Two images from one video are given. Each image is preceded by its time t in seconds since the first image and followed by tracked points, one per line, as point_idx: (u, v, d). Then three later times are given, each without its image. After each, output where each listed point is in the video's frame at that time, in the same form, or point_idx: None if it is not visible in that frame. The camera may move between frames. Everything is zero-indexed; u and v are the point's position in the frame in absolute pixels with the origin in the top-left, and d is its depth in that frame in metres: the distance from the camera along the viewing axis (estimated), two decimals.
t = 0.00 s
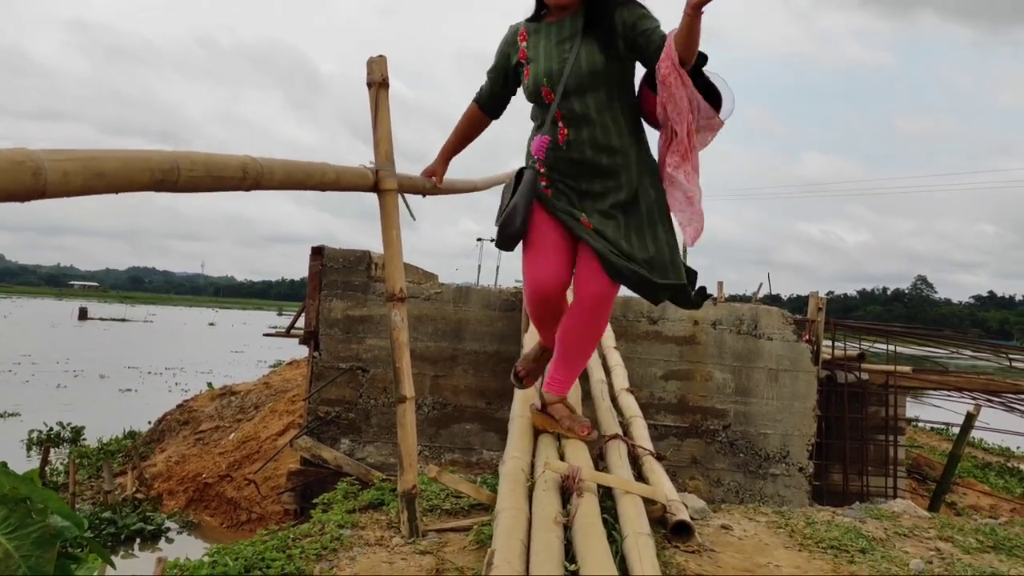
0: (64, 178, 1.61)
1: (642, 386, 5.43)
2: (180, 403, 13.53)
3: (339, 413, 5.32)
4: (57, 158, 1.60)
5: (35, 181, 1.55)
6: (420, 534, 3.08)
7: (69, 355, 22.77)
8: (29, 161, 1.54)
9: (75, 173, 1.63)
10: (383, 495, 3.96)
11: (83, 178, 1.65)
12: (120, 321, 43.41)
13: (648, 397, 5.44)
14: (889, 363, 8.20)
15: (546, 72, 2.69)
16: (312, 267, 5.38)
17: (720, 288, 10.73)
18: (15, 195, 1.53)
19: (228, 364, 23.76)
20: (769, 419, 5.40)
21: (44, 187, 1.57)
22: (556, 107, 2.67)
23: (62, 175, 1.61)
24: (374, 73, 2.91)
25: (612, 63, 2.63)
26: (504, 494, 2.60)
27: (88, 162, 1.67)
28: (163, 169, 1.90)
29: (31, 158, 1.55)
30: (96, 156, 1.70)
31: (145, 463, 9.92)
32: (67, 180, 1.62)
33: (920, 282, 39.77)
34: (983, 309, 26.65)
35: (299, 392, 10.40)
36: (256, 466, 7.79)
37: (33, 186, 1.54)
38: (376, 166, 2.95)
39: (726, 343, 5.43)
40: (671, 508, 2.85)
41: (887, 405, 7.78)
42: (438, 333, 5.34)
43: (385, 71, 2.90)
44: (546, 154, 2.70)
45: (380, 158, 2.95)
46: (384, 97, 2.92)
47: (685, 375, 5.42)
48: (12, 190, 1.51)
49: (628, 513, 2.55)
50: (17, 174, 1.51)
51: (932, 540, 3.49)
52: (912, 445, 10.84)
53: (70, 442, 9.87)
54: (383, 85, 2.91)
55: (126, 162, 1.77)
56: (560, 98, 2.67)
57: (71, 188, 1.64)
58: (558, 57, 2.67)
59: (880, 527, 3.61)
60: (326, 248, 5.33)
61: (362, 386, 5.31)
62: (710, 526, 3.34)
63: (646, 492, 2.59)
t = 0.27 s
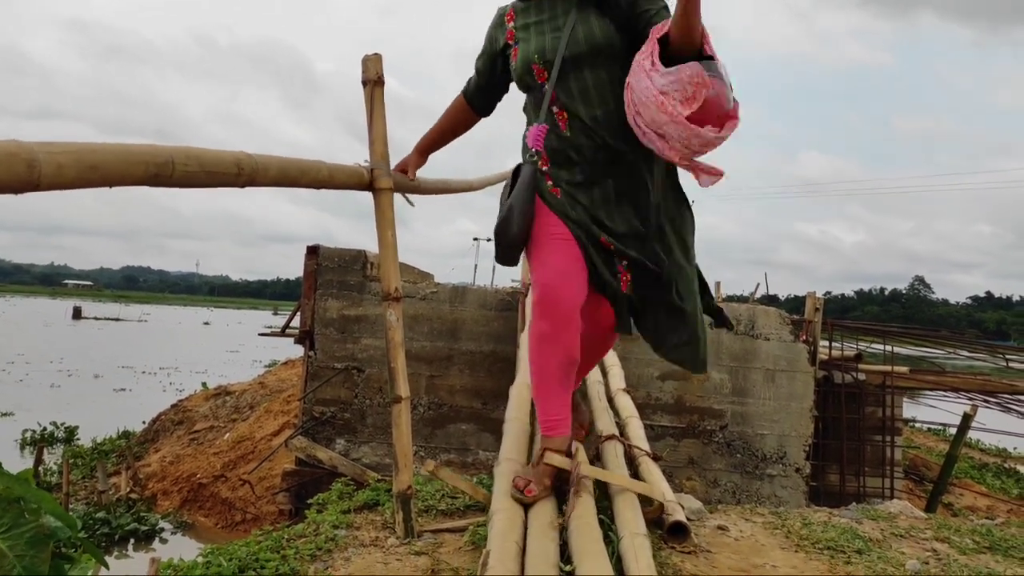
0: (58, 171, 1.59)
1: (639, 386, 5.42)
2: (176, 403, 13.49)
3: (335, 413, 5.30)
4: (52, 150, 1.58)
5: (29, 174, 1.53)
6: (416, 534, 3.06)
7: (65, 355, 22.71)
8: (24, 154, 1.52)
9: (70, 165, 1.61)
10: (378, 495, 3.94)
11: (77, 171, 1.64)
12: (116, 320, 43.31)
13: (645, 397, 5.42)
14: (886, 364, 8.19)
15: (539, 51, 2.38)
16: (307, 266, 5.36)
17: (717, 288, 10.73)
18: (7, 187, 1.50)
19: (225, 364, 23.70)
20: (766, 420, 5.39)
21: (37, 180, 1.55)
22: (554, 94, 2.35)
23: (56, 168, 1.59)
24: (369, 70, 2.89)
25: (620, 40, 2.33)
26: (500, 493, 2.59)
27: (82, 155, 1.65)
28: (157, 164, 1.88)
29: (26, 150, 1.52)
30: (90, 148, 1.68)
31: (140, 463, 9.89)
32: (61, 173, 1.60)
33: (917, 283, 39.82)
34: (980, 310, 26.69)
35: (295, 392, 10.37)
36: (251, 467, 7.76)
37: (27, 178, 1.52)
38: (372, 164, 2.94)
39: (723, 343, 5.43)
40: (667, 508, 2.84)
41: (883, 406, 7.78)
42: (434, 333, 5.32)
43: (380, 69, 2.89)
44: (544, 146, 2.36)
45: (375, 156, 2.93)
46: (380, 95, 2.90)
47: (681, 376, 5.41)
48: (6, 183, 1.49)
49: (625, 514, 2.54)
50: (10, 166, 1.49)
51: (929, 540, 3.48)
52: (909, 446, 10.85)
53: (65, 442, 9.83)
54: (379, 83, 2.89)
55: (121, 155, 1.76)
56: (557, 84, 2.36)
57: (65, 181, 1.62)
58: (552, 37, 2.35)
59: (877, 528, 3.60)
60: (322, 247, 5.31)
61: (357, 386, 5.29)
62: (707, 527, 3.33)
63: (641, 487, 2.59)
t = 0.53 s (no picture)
0: (52, 173, 1.59)
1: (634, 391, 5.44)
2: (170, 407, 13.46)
3: (330, 417, 5.30)
4: (44, 153, 1.58)
5: (22, 176, 1.52)
6: (411, 538, 3.07)
7: (59, 359, 22.63)
8: (18, 157, 1.51)
9: (63, 168, 1.61)
10: (373, 499, 3.95)
11: (70, 174, 1.63)
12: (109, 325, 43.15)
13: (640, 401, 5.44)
14: (880, 368, 8.22)
15: (550, 33, 1.99)
16: (303, 270, 5.37)
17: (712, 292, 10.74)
18: (2, 190, 1.50)
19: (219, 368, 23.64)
20: (761, 423, 5.41)
21: (32, 183, 1.55)
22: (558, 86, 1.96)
23: (49, 171, 1.59)
24: (364, 75, 2.91)
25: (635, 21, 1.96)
26: (495, 498, 2.60)
27: (75, 158, 1.65)
28: (151, 167, 1.89)
29: (20, 153, 1.52)
30: (83, 152, 1.68)
31: (135, 467, 9.86)
32: (54, 176, 1.60)
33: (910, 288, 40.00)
34: (973, 315, 26.82)
35: (289, 396, 10.37)
36: (246, 471, 7.75)
37: (21, 181, 1.51)
38: (366, 169, 2.95)
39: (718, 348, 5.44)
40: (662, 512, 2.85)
41: (877, 409, 7.82)
42: (429, 337, 5.33)
43: (375, 74, 2.90)
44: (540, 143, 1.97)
45: (370, 160, 2.95)
46: (375, 99, 2.91)
47: (676, 380, 5.43)
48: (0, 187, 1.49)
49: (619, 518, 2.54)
50: (3, 168, 1.48)
51: (922, 544, 3.51)
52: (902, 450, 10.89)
53: (58, 446, 9.80)
54: (374, 87, 2.90)
55: (114, 159, 1.76)
56: (566, 74, 1.95)
57: (58, 184, 1.62)
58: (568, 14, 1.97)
59: (870, 532, 3.62)
60: (317, 251, 5.32)
61: (352, 390, 5.29)
62: (701, 531, 3.35)
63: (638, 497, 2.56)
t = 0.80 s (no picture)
0: (45, 185, 1.57)
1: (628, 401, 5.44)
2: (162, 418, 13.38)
3: (323, 427, 5.28)
4: (38, 164, 1.56)
5: (16, 188, 1.49)
6: (405, 549, 3.04)
7: (51, 369, 22.51)
8: (12, 168, 1.48)
9: (56, 179, 1.59)
10: (367, 510, 3.93)
11: (63, 185, 1.61)
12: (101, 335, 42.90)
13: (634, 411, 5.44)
14: (873, 378, 8.24)
15: None
16: (296, 280, 5.36)
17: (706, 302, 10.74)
18: None
19: (213, 379, 23.52)
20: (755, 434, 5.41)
21: (24, 195, 1.53)
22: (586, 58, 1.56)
23: (42, 182, 1.57)
24: (358, 85, 2.91)
25: None
26: (491, 508, 2.58)
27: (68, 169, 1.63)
28: (145, 178, 1.88)
29: (14, 165, 1.50)
30: (76, 164, 1.67)
31: (126, 478, 9.78)
32: (47, 188, 1.58)
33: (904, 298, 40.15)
34: (966, 324, 26.93)
35: (283, 406, 10.33)
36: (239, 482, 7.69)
37: (15, 193, 1.48)
38: (361, 179, 2.95)
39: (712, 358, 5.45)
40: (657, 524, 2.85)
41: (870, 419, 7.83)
42: (423, 347, 5.32)
43: (369, 84, 2.91)
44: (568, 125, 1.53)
45: (364, 171, 2.95)
46: (369, 110, 2.92)
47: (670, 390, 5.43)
48: None
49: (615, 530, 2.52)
50: None
51: (917, 555, 3.50)
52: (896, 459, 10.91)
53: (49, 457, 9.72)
54: (368, 98, 2.91)
55: (108, 170, 1.75)
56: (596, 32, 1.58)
57: (51, 196, 1.60)
58: None
59: (865, 542, 3.62)
60: (311, 261, 5.31)
61: (346, 400, 5.27)
62: (696, 541, 3.33)
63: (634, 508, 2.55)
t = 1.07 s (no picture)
0: (41, 203, 1.57)
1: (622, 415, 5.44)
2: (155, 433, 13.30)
3: (317, 442, 5.26)
4: (34, 182, 1.56)
5: (13, 206, 1.47)
6: (399, 565, 3.02)
7: (43, 384, 22.39)
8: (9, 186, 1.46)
9: (53, 196, 1.58)
10: (361, 526, 3.91)
11: (60, 203, 1.60)
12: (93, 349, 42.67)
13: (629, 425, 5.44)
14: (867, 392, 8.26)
15: None
16: (290, 294, 5.35)
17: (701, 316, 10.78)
18: None
19: (206, 393, 23.41)
20: (749, 448, 5.42)
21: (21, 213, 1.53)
22: None
23: (38, 199, 1.57)
24: (353, 101, 2.93)
25: None
26: (485, 522, 2.57)
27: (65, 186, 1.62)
28: (140, 195, 1.88)
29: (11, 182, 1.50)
30: (73, 181, 1.67)
31: (118, 494, 9.71)
32: (44, 205, 1.58)
33: (897, 313, 40.28)
34: (959, 339, 27.04)
35: (276, 421, 10.29)
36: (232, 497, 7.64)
37: (12, 211, 1.46)
38: (355, 194, 2.96)
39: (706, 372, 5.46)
40: (652, 538, 2.84)
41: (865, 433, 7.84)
42: (418, 361, 5.31)
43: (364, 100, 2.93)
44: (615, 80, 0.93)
45: (359, 186, 2.96)
46: (364, 125, 2.94)
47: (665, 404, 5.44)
48: None
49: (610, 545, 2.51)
50: None
51: (912, 569, 3.50)
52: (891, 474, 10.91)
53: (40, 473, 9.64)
54: (363, 113, 2.93)
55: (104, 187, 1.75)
56: None
57: (47, 213, 1.60)
58: None
59: (860, 557, 3.62)
60: (305, 275, 5.31)
61: (340, 415, 5.26)
62: (692, 556, 3.33)
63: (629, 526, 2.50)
